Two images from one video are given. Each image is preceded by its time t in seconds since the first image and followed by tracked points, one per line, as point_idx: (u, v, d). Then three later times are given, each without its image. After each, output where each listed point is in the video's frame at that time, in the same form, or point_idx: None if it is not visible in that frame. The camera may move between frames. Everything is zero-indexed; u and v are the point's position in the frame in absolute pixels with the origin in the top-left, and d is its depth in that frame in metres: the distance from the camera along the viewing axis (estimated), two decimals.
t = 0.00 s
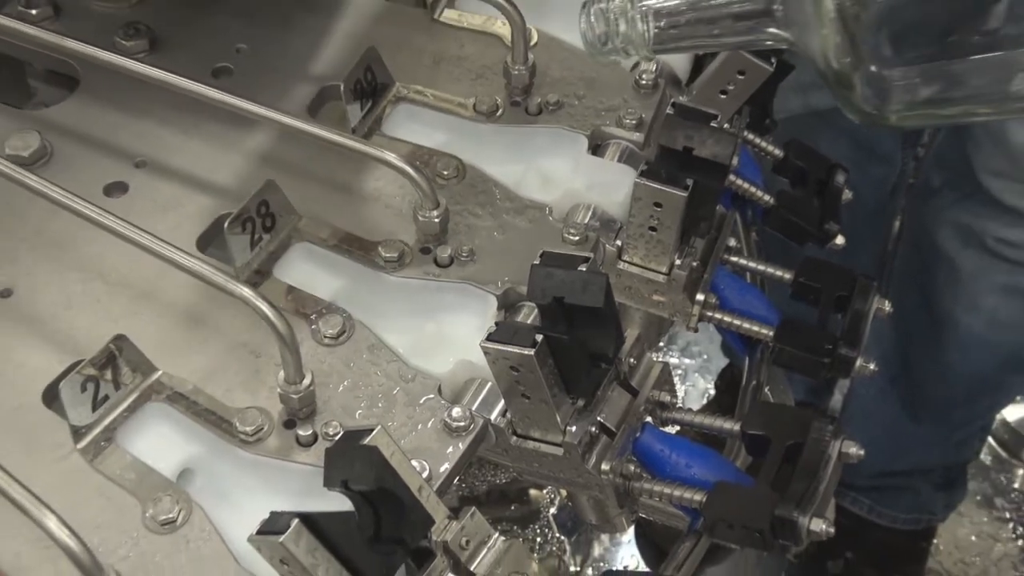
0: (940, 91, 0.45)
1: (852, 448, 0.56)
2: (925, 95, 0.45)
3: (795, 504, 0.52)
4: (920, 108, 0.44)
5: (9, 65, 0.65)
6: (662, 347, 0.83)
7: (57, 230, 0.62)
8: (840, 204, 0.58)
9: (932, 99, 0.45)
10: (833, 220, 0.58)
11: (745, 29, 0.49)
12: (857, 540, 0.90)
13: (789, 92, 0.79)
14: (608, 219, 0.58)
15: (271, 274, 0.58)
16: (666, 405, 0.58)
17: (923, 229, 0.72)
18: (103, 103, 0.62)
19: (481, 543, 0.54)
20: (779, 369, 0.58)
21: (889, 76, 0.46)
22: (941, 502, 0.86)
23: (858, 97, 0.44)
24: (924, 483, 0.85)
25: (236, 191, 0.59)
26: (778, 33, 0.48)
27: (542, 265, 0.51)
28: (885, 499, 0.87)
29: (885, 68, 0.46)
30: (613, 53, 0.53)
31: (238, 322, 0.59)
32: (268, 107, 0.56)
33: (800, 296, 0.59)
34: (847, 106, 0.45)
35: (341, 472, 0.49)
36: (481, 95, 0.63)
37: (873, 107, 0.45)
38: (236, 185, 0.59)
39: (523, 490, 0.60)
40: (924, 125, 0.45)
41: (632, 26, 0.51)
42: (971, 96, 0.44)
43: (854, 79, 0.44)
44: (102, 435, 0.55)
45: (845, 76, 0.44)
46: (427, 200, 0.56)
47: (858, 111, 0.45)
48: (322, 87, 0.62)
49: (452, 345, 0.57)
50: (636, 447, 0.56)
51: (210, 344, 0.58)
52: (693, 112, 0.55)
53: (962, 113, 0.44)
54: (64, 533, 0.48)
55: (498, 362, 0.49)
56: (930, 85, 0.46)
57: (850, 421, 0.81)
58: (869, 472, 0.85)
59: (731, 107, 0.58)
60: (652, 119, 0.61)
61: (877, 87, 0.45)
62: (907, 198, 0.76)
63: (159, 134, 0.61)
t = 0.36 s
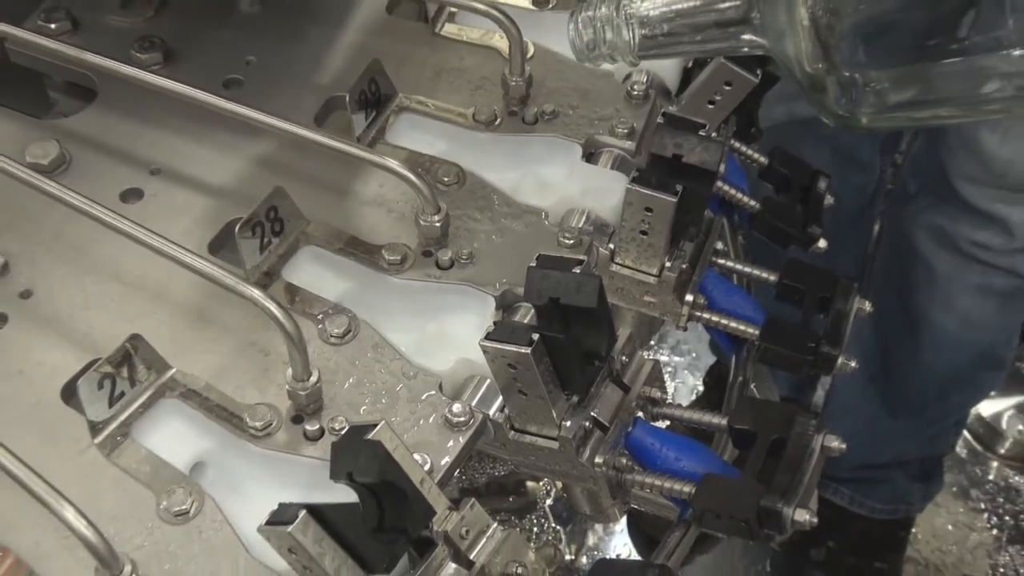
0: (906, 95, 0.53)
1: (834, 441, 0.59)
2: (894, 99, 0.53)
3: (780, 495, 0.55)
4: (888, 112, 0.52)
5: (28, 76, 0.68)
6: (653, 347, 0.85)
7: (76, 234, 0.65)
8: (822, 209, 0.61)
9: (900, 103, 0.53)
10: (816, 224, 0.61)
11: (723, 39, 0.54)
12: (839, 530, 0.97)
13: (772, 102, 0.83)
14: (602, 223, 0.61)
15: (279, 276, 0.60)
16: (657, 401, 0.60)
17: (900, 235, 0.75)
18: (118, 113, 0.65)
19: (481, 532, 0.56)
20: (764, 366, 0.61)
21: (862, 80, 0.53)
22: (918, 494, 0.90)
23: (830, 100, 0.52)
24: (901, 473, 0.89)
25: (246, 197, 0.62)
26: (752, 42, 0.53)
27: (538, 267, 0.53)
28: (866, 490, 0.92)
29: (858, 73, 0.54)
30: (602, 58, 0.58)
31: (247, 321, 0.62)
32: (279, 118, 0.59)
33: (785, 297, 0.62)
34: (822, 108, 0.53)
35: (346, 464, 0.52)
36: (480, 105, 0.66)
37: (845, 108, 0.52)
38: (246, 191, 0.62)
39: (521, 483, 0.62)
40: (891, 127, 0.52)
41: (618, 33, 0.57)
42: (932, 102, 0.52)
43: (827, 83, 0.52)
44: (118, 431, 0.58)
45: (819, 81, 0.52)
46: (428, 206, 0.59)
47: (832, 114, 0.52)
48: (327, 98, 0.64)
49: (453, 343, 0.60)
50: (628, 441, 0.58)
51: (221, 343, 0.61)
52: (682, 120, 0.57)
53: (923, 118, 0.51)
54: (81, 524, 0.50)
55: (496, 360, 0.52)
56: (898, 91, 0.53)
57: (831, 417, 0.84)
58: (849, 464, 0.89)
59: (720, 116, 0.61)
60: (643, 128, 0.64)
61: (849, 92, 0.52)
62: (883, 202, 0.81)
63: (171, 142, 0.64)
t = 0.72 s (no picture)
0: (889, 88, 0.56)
1: (815, 435, 0.62)
2: (876, 94, 0.56)
3: (765, 487, 0.58)
4: (873, 104, 0.55)
5: (49, 87, 0.71)
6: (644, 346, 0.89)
7: (94, 238, 0.68)
8: (805, 214, 0.64)
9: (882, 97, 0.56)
10: (799, 228, 0.64)
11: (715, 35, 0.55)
12: (821, 521, 1.05)
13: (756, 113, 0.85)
14: (595, 228, 0.64)
15: (287, 278, 0.63)
16: (648, 396, 0.64)
17: (875, 241, 0.81)
18: (134, 122, 0.68)
19: (480, 522, 0.59)
20: (750, 364, 0.64)
21: (848, 74, 0.57)
22: (896, 484, 0.97)
23: (819, 93, 0.55)
24: (881, 467, 0.96)
25: (256, 203, 0.64)
26: (741, 40, 0.55)
27: (535, 269, 0.56)
28: (849, 482, 0.98)
29: (841, 68, 0.57)
30: (596, 54, 0.58)
31: (256, 321, 0.65)
32: (290, 128, 0.62)
33: (769, 297, 0.65)
34: (809, 100, 0.56)
35: (352, 457, 0.55)
36: (480, 114, 0.69)
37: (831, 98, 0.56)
38: (255, 197, 0.65)
39: (518, 475, 0.65)
40: (874, 119, 0.56)
41: (613, 30, 0.57)
42: (912, 95, 0.56)
43: (816, 77, 0.55)
44: (134, 425, 0.60)
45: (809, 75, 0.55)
46: (430, 211, 0.62)
47: (818, 106, 0.55)
48: (334, 109, 0.67)
49: (454, 342, 0.63)
50: (620, 435, 0.61)
51: (233, 342, 0.64)
52: (671, 130, 0.60)
53: (906, 110, 0.55)
54: (99, 514, 0.52)
55: (494, 358, 0.55)
56: (880, 87, 0.56)
57: (815, 412, 0.89)
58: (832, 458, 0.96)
59: (708, 125, 0.63)
60: (634, 137, 0.67)
61: (835, 86, 0.56)
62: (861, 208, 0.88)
63: (184, 150, 0.67)
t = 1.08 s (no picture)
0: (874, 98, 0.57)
1: (798, 428, 0.66)
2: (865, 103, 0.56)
3: (750, 477, 0.61)
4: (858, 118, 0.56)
5: (68, 99, 0.74)
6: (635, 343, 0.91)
7: (111, 242, 0.71)
8: (788, 218, 0.68)
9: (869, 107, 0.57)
10: (783, 232, 0.67)
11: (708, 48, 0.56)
12: (805, 511, 1.08)
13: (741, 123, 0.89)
14: (589, 232, 0.67)
15: (296, 280, 0.67)
16: (639, 391, 0.67)
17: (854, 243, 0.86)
18: (149, 132, 0.71)
19: (479, 512, 0.63)
20: (736, 361, 0.68)
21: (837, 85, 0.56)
22: (875, 475, 1.01)
23: (806, 106, 0.56)
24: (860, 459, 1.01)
25: (266, 208, 0.68)
26: (731, 54, 0.56)
27: (532, 271, 0.59)
28: (828, 473, 1.03)
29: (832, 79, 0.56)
30: (594, 72, 0.60)
31: (266, 321, 0.68)
32: (297, 137, 0.65)
33: (755, 298, 0.68)
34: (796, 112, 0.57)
35: (358, 449, 0.58)
36: (479, 125, 0.72)
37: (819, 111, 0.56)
38: (266, 203, 0.68)
39: (516, 466, 0.68)
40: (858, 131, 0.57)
41: (610, 48, 0.59)
42: (896, 107, 0.56)
43: (800, 91, 0.55)
44: (150, 420, 0.64)
45: (795, 89, 0.56)
46: (433, 216, 0.65)
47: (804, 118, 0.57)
48: (341, 119, 0.70)
49: (455, 341, 0.66)
50: (613, 429, 0.64)
51: (245, 340, 0.67)
52: (661, 140, 0.62)
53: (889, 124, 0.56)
54: (118, 506, 0.55)
55: (493, 355, 0.58)
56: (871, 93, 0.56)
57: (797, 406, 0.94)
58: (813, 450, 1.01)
59: (695, 135, 0.67)
60: (626, 145, 0.70)
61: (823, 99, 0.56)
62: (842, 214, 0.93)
63: (198, 158, 0.70)
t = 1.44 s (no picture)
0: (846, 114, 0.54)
1: (783, 421, 0.69)
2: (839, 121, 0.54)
3: (737, 467, 0.65)
4: (835, 134, 0.54)
5: (88, 110, 0.77)
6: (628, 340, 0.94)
7: (129, 245, 0.74)
8: (772, 222, 0.72)
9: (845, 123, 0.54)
10: (768, 235, 0.71)
11: (691, 68, 0.58)
12: (789, 501, 1.17)
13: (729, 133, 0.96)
14: (583, 235, 0.71)
15: (305, 280, 0.70)
16: (631, 386, 0.70)
17: (836, 245, 0.90)
18: (166, 140, 0.75)
19: (479, 501, 0.66)
20: (723, 358, 0.71)
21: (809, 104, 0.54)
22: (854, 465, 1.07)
23: (782, 125, 0.54)
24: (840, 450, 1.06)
25: (277, 213, 0.71)
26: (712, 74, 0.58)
27: (529, 273, 0.63)
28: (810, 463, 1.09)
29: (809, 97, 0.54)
30: (581, 91, 0.64)
31: (276, 320, 0.71)
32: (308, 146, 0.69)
33: (740, 298, 0.72)
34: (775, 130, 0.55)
35: (364, 442, 0.61)
36: (478, 134, 0.76)
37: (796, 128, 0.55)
38: (277, 208, 0.72)
39: (515, 458, 0.72)
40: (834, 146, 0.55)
41: (596, 68, 0.61)
42: (869, 124, 0.53)
43: (779, 109, 0.54)
44: (167, 413, 0.67)
45: (773, 107, 0.54)
46: (435, 220, 0.69)
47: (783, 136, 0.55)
48: (348, 128, 0.74)
49: (457, 339, 0.69)
50: (607, 422, 0.68)
51: (257, 337, 0.70)
52: (652, 148, 0.66)
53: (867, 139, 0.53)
54: (134, 495, 0.59)
55: (492, 352, 0.61)
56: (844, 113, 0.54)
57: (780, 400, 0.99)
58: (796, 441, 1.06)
59: (685, 143, 0.70)
60: (618, 153, 0.74)
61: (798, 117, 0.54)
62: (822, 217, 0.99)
63: (212, 165, 0.73)
